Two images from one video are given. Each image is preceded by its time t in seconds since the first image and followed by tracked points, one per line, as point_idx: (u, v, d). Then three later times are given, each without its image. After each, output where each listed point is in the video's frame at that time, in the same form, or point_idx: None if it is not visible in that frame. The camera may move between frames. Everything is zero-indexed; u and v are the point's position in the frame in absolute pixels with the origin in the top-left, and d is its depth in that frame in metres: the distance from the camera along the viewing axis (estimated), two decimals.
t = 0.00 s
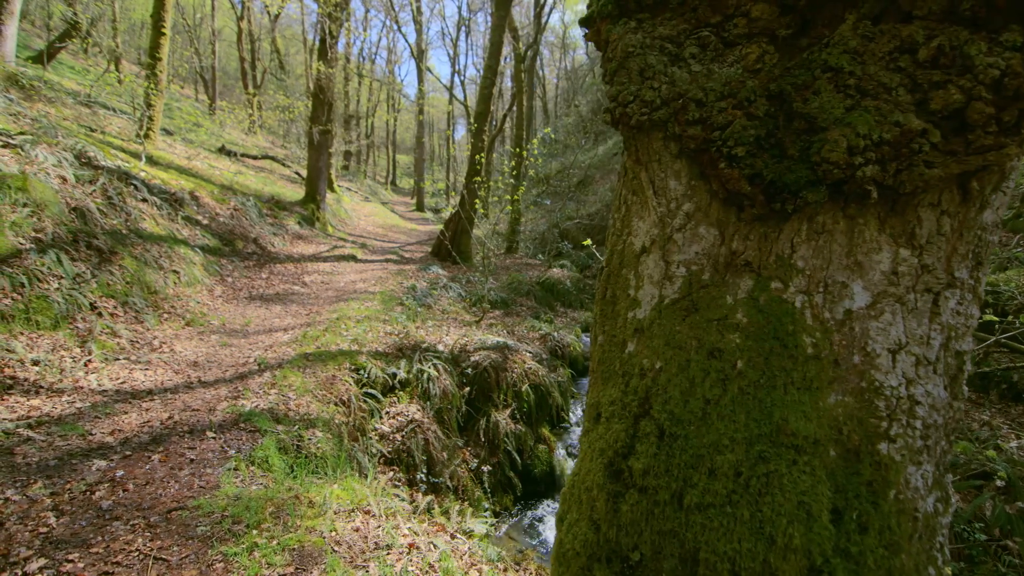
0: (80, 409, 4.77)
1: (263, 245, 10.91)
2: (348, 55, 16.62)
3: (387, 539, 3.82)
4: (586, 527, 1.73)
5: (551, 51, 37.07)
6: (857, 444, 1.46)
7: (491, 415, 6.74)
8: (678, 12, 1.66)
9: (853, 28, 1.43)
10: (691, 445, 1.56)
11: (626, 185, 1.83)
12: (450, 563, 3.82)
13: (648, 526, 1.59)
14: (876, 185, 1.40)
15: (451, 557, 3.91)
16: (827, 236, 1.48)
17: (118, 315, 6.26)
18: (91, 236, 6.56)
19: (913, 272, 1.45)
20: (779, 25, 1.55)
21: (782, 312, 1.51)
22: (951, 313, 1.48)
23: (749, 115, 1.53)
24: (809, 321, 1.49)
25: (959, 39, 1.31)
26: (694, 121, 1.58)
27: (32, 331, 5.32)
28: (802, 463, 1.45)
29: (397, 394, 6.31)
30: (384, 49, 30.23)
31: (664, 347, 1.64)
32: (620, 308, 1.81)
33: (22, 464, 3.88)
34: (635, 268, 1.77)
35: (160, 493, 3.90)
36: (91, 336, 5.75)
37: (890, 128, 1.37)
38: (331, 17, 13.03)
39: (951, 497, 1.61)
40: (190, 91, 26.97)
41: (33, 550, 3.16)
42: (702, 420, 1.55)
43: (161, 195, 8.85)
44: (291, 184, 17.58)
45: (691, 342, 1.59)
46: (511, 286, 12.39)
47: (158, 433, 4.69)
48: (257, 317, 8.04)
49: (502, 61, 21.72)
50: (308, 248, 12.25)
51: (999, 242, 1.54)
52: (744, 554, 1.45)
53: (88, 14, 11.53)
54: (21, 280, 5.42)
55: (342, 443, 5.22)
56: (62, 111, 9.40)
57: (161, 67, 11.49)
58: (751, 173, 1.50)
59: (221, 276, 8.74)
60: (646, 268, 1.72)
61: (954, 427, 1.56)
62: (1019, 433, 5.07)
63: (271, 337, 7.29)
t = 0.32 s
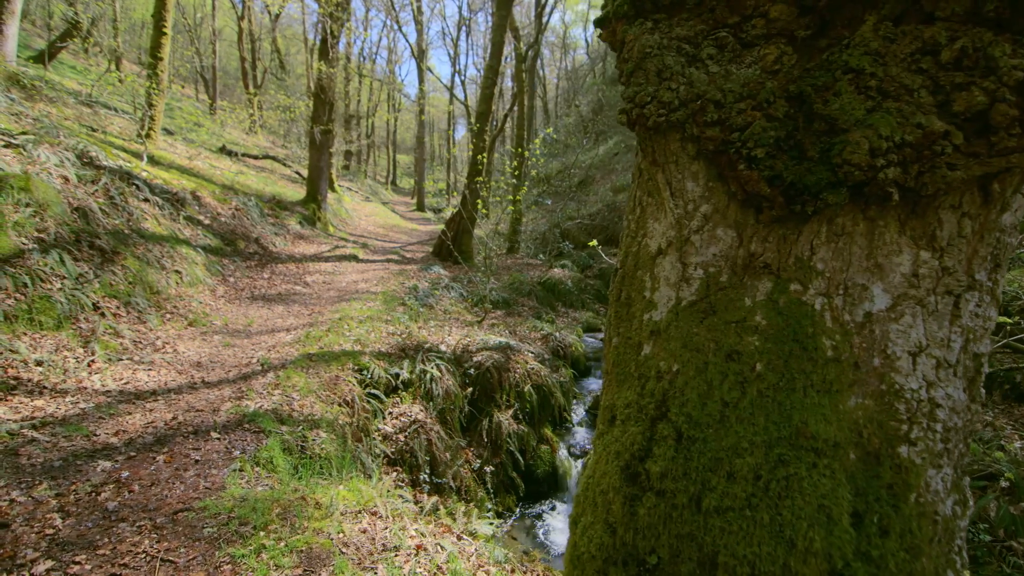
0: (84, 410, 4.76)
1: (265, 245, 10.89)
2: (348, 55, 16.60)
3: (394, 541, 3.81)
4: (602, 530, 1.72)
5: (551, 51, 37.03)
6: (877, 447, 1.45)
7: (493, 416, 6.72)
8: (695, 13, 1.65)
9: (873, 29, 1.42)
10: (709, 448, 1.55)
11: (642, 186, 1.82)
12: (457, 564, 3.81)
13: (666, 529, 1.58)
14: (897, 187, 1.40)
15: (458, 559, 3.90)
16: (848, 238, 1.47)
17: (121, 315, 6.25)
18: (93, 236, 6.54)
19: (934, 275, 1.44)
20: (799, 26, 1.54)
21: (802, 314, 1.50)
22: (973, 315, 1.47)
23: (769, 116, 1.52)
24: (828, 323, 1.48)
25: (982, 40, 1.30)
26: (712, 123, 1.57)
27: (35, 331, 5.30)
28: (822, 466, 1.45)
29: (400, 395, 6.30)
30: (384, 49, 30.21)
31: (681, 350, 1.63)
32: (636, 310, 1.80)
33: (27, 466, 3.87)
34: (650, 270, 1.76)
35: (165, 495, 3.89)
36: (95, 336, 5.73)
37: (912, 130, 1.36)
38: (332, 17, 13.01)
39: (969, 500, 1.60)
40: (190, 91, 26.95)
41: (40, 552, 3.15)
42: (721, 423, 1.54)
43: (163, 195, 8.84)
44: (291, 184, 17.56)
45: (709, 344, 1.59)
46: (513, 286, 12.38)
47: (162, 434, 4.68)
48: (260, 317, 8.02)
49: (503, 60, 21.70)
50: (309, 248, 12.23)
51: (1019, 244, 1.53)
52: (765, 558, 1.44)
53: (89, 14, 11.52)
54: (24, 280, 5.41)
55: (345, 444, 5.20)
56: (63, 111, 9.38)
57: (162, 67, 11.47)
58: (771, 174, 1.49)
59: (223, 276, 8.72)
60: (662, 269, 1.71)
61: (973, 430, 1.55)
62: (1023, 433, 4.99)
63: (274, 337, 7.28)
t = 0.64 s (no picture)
0: (88, 410, 4.74)
1: (266, 245, 10.88)
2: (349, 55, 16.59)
3: (403, 542, 3.80)
4: (618, 533, 1.71)
5: (551, 51, 37.05)
6: (899, 451, 1.44)
7: (496, 416, 6.71)
8: (713, 14, 1.64)
9: (896, 31, 1.41)
10: (728, 451, 1.54)
11: (658, 187, 1.81)
12: (466, 565, 3.80)
13: (684, 532, 1.57)
14: (921, 189, 1.39)
15: (466, 560, 3.89)
16: (869, 241, 1.46)
17: (124, 315, 6.23)
18: (96, 236, 6.53)
19: (956, 277, 1.42)
20: (818, 26, 1.53)
21: (822, 317, 1.49)
22: (994, 318, 1.46)
23: (789, 117, 1.51)
24: (850, 326, 1.47)
25: (1008, 41, 1.29)
26: (732, 124, 1.56)
27: (39, 332, 5.29)
28: (842, 469, 1.44)
29: (403, 395, 6.30)
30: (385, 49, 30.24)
31: (700, 352, 1.61)
32: (652, 312, 1.79)
33: (31, 467, 3.86)
34: (667, 271, 1.75)
35: (171, 496, 3.88)
36: (98, 337, 5.72)
37: (935, 132, 1.35)
38: (334, 17, 13.01)
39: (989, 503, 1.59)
40: (191, 91, 26.96)
41: (48, 554, 3.14)
42: (740, 426, 1.53)
43: (165, 195, 8.82)
44: (293, 184, 17.57)
45: (728, 347, 1.58)
46: (515, 286, 12.38)
47: (166, 434, 4.67)
48: (262, 317, 8.01)
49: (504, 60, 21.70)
50: (311, 248, 12.22)
51: None
52: (786, 563, 1.43)
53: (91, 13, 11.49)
54: (27, 280, 5.40)
55: (349, 445, 5.18)
56: (65, 110, 9.35)
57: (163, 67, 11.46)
58: (792, 176, 1.48)
59: (225, 276, 8.70)
60: (679, 272, 1.71)
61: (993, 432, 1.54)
62: None
63: (277, 337, 7.26)
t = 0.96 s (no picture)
0: (93, 411, 4.73)
1: (268, 245, 10.87)
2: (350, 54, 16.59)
3: (411, 544, 3.79)
4: (636, 537, 1.71)
5: (551, 51, 37.06)
6: (922, 454, 1.43)
7: (499, 417, 6.71)
8: (733, 15, 1.63)
9: (920, 32, 1.40)
10: (749, 455, 1.53)
11: (676, 189, 1.80)
12: (474, 567, 3.79)
13: (704, 537, 1.56)
14: (945, 192, 1.38)
15: (474, 562, 3.89)
16: (891, 243, 1.45)
17: (127, 316, 6.22)
18: (98, 236, 6.52)
19: (979, 280, 1.41)
20: (840, 28, 1.52)
21: (844, 320, 1.48)
22: (1018, 321, 1.44)
23: (812, 119, 1.50)
24: (872, 329, 1.47)
25: None
26: (753, 126, 1.55)
27: (42, 332, 5.26)
28: (866, 473, 1.43)
29: (406, 396, 6.29)
30: (385, 49, 30.27)
31: (720, 355, 1.60)
32: (669, 314, 1.77)
33: (37, 468, 3.85)
34: (685, 274, 1.74)
35: (178, 497, 3.87)
36: (101, 337, 5.70)
37: (960, 134, 1.35)
38: (336, 17, 12.99)
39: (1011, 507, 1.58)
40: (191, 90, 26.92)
41: (55, 556, 3.13)
42: (761, 430, 1.53)
43: (167, 195, 8.81)
44: (294, 184, 17.55)
45: (749, 350, 1.57)
46: (516, 286, 12.38)
47: (171, 435, 4.65)
48: (265, 317, 8.00)
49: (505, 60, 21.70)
50: (312, 248, 12.20)
51: None
52: (809, 567, 1.42)
53: (92, 12, 11.47)
54: (31, 280, 5.38)
55: (354, 445, 5.17)
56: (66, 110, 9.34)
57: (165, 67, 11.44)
58: (814, 178, 1.47)
59: (227, 276, 8.70)
60: (698, 274, 1.69)
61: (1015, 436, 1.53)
62: None
63: (280, 338, 7.25)
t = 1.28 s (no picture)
0: (97, 412, 4.71)
1: (270, 245, 10.85)
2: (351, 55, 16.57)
3: (420, 546, 3.78)
4: (654, 541, 1.70)
5: (551, 51, 37.09)
6: (944, 458, 1.41)
7: (502, 418, 6.70)
8: (752, 16, 1.62)
9: (943, 34, 1.39)
10: (770, 458, 1.53)
11: (693, 190, 1.79)
12: (483, 569, 3.79)
13: (724, 540, 1.55)
14: (969, 195, 1.37)
15: (483, 564, 3.89)
16: (913, 245, 1.45)
17: (130, 316, 6.20)
18: (101, 236, 6.51)
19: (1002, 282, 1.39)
20: (861, 29, 1.52)
21: (866, 323, 1.47)
22: None
23: (834, 121, 1.50)
24: (894, 332, 1.46)
25: None
26: (774, 127, 1.55)
27: (46, 332, 5.25)
28: (888, 477, 1.43)
29: (410, 396, 6.28)
30: (385, 48, 30.25)
31: (739, 358, 1.60)
32: (687, 316, 1.77)
33: (42, 469, 3.83)
34: (702, 275, 1.73)
35: (184, 498, 3.86)
36: (105, 337, 5.69)
37: (985, 136, 1.33)
38: (337, 17, 12.97)
39: None
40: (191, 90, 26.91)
41: (64, 558, 3.12)
42: (781, 433, 1.52)
43: (169, 195, 8.79)
44: (295, 184, 17.54)
45: (769, 353, 1.56)
46: (518, 287, 12.38)
47: (177, 436, 4.64)
48: (267, 318, 7.98)
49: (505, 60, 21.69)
50: (314, 248, 12.19)
51: None
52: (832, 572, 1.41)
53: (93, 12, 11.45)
54: (34, 280, 5.36)
55: (358, 446, 5.16)
56: (67, 110, 9.31)
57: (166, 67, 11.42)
58: (837, 180, 1.46)
59: (229, 276, 8.68)
60: (716, 276, 1.69)
61: None
62: None
63: (283, 338, 7.24)
